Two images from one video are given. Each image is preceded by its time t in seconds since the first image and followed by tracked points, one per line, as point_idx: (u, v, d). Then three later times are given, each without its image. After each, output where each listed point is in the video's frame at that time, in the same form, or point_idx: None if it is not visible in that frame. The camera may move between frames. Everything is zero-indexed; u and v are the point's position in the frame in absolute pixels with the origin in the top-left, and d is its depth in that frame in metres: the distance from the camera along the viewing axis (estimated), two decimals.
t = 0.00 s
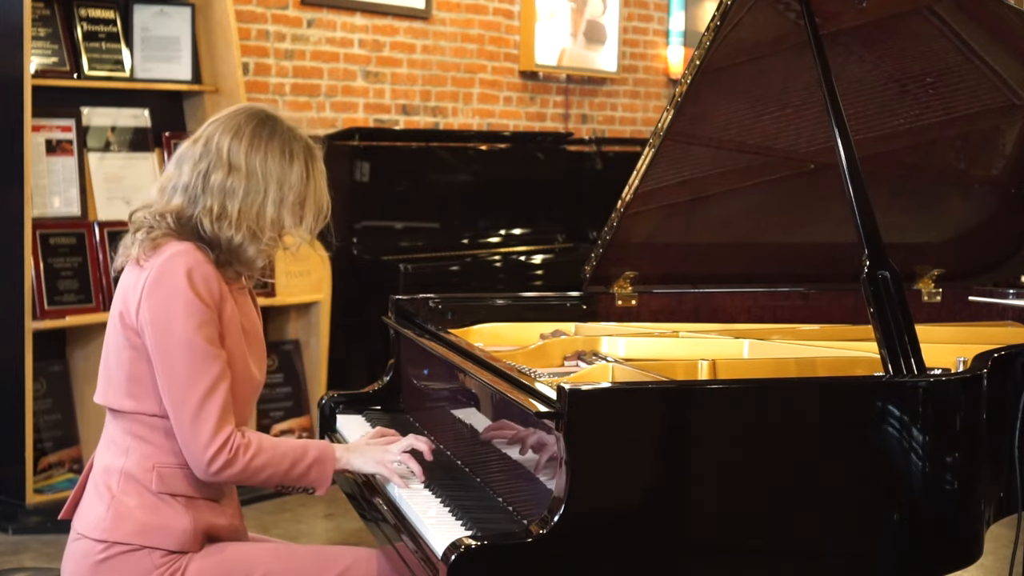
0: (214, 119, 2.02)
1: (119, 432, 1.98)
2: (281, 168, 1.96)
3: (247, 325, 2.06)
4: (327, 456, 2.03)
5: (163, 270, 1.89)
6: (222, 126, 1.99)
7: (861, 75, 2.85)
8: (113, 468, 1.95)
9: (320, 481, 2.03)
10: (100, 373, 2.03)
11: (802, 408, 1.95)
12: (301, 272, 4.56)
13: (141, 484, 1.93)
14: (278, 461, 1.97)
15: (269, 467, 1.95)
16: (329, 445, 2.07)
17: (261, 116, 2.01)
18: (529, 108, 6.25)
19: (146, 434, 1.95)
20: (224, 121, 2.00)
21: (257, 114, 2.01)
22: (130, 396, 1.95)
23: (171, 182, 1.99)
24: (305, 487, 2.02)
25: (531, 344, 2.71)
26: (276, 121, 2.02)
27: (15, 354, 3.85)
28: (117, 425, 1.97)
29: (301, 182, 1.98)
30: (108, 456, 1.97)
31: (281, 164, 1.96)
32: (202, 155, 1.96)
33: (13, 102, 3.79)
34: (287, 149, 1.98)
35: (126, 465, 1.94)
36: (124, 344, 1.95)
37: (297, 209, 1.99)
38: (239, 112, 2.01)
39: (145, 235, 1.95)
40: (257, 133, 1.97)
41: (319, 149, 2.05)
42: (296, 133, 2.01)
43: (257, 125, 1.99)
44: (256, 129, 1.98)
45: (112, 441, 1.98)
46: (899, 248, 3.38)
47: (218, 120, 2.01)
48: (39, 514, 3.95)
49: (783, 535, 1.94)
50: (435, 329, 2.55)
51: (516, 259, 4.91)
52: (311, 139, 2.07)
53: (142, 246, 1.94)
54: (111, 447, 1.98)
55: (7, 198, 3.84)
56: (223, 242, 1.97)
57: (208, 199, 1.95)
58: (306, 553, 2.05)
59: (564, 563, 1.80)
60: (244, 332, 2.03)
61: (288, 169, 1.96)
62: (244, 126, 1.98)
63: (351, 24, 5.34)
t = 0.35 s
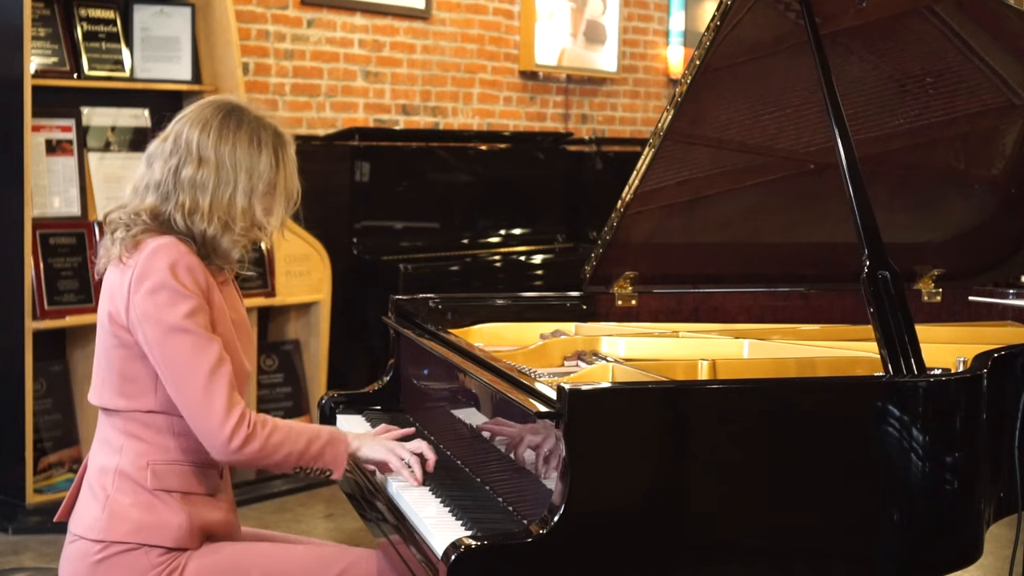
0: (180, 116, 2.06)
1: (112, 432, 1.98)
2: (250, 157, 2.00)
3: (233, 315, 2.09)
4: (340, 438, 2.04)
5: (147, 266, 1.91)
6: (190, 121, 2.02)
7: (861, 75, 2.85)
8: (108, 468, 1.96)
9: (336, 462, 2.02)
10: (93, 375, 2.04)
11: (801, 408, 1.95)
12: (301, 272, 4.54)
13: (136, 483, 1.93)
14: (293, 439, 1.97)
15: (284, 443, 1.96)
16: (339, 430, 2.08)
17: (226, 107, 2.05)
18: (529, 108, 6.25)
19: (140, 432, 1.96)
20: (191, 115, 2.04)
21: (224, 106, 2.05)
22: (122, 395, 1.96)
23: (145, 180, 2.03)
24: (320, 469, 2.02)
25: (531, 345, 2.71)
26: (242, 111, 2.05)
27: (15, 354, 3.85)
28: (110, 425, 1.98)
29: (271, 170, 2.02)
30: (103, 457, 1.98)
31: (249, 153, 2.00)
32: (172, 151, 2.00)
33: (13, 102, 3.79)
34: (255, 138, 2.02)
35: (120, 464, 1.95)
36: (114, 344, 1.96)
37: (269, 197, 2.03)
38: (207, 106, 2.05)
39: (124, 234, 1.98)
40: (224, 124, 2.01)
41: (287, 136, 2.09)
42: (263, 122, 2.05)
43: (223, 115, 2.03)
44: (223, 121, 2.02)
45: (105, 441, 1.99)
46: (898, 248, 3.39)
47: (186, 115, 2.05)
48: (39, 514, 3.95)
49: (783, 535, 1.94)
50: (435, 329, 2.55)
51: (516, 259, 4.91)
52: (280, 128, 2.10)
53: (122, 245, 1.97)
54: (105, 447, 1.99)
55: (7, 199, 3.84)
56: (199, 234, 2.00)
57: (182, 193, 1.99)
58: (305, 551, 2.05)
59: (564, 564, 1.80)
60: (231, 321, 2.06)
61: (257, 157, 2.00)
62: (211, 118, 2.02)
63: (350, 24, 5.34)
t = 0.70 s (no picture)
0: (167, 113, 2.06)
1: (114, 429, 1.99)
2: (238, 150, 2.00)
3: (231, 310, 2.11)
4: (341, 445, 2.05)
5: (145, 264, 1.92)
6: (176, 117, 2.03)
7: (861, 75, 2.85)
8: (110, 465, 1.96)
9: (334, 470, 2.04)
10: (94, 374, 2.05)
11: (801, 407, 1.95)
12: (301, 272, 4.54)
13: (138, 479, 1.94)
14: (291, 444, 2.00)
15: (280, 446, 1.98)
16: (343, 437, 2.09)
17: (210, 101, 2.06)
18: (529, 108, 6.25)
19: (142, 429, 1.96)
20: (177, 112, 2.04)
21: (209, 101, 2.05)
22: (123, 392, 1.97)
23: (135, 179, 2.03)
24: (317, 476, 2.04)
25: (531, 344, 2.71)
26: (226, 104, 2.06)
27: (15, 354, 3.85)
28: (112, 423, 1.99)
29: (259, 160, 2.02)
30: (105, 454, 1.99)
31: (237, 146, 2.00)
32: (161, 148, 2.01)
33: (13, 101, 3.78)
34: (241, 131, 2.02)
35: (123, 461, 1.95)
36: (113, 343, 1.96)
37: (258, 188, 2.03)
38: (192, 101, 2.05)
39: (118, 234, 1.99)
40: (209, 119, 2.01)
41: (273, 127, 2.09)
42: (248, 114, 2.05)
43: (208, 110, 2.03)
44: (209, 116, 2.02)
45: (107, 439, 1.99)
46: (899, 248, 3.39)
47: (173, 113, 2.06)
48: (39, 514, 3.95)
49: (784, 535, 1.94)
50: (435, 329, 2.55)
51: (516, 258, 4.92)
52: (266, 119, 2.11)
53: (118, 245, 1.98)
54: (106, 445, 1.99)
55: (7, 199, 3.84)
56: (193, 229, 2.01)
57: (173, 189, 1.99)
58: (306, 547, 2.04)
59: (563, 564, 1.80)
60: (229, 318, 2.08)
61: (245, 149, 2.01)
62: (197, 113, 2.02)
63: (350, 24, 5.34)
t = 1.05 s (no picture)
0: (162, 111, 2.08)
1: (114, 425, 2.00)
2: (232, 146, 2.02)
3: (231, 303, 2.11)
4: (327, 444, 2.04)
5: (142, 257, 1.93)
6: (171, 115, 2.04)
7: (861, 75, 2.85)
8: (110, 461, 1.98)
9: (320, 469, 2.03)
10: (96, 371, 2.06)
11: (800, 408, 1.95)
12: (301, 272, 4.54)
13: (137, 474, 1.95)
14: (280, 440, 2.00)
15: (270, 442, 1.98)
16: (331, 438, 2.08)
17: (205, 99, 2.07)
18: (529, 108, 6.25)
19: (141, 424, 1.97)
20: (172, 110, 2.06)
21: (202, 98, 2.07)
22: (123, 387, 1.98)
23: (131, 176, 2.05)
24: (304, 474, 2.04)
25: (531, 345, 2.71)
26: (221, 102, 2.07)
27: (15, 354, 3.84)
28: (112, 419, 2.00)
29: (254, 156, 2.04)
30: (105, 450, 2.00)
31: (231, 142, 2.02)
32: (155, 145, 2.02)
33: (13, 101, 3.78)
34: (236, 127, 2.04)
35: (122, 456, 1.96)
36: (112, 337, 1.98)
37: (253, 184, 2.05)
38: (187, 100, 2.07)
39: (114, 230, 2.00)
40: (204, 116, 2.03)
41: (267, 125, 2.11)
42: (242, 112, 2.07)
43: (202, 108, 2.04)
44: (204, 113, 2.04)
45: (107, 435, 2.01)
46: (899, 247, 3.39)
47: (168, 112, 2.07)
48: (39, 514, 3.95)
49: (784, 534, 1.94)
50: (435, 329, 2.55)
51: (516, 258, 4.92)
52: (260, 116, 2.12)
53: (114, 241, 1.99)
54: (107, 441, 2.01)
55: (7, 199, 3.84)
56: (189, 224, 2.02)
57: (168, 185, 2.01)
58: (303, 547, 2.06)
59: (563, 564, 1.80)
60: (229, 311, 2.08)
61: (239, 145, 2.02)
62: (192, 111, 2.04)
63: (350, 24, 5.34)
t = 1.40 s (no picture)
0: (182, 112, 2.11)
1: (120, 419, 2.03)
2: (247, 146, 2.04)
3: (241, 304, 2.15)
4: (366, 404, 2.07)
5: (157, 252, 1.97)
6: (189, 116, 2.08)
7: (861, 75, 2.85)
8: (115, 454, 2.00)
9: (362, 427, 2.06)
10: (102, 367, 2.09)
11: (801, 408, 1.95)
12: (301, 272, 4.54)
13: (141, 467, 1.97)
14: (316, 403, 2.00)
15: (309, 405, 1.99)
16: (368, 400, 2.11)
17: (223, 102, 2.10)
18: (529, 108, 6.25)
19: (146, 418, 2.00)
20: (191, 111, 2.09)
21: (221, 100, 2.10)
22: (131, 381, 2.01)
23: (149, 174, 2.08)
24: (347, 435, 2.05)
25: (531, 344, 2.71)
26: (238, 105, 2.10)
27: (15, 354, 3.84)
28: (118, 414, 2.03)
29: (269, 157, 2.06)
30: (109, 443, 2.02)
31: (247, 143, 2.04)
32: (172, 144, 2.05)
33: (13, 101, 3.78)
34: (252, 129, 2.06)
35: (126, 449, 1.98)
36: (124, 333, 2.01)
37: (267, 184, 2.07)
38: (205, 103, 2.10)
39: (128, 225, 2.03)
40: (220, 117, 2.06)
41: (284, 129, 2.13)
42: (260, 115, 2.09)
43: (219, 110, 2.07)
44: (221, 115, 2.07)
45: (112, 429, 2.03)
46: (899, 247, 3.39)
47: (186, 113, 2.11)
48: (39, 514, 3.94)
49: (783, 534, 1.94)
50: (435, 329, 2.56)
51: (516, 258, 4.93)
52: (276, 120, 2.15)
53: (128, 236, 2.02)
54: (111, 435, 2.03)
55: (7, 199, 3.84)
56: (202, 222, 2.05)
57: (182, 183, 2.04)
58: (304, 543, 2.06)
59: (563, 565, 1.80)
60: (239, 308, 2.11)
61: (255, 146, 2.05)
62: (209, 112, 2.07)
63: (350, 24, 5.34)
